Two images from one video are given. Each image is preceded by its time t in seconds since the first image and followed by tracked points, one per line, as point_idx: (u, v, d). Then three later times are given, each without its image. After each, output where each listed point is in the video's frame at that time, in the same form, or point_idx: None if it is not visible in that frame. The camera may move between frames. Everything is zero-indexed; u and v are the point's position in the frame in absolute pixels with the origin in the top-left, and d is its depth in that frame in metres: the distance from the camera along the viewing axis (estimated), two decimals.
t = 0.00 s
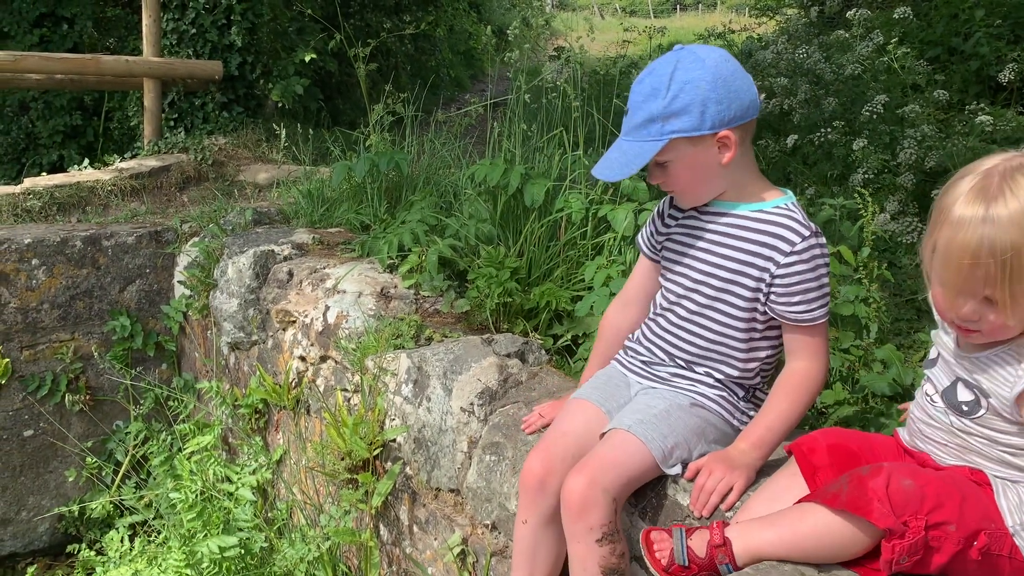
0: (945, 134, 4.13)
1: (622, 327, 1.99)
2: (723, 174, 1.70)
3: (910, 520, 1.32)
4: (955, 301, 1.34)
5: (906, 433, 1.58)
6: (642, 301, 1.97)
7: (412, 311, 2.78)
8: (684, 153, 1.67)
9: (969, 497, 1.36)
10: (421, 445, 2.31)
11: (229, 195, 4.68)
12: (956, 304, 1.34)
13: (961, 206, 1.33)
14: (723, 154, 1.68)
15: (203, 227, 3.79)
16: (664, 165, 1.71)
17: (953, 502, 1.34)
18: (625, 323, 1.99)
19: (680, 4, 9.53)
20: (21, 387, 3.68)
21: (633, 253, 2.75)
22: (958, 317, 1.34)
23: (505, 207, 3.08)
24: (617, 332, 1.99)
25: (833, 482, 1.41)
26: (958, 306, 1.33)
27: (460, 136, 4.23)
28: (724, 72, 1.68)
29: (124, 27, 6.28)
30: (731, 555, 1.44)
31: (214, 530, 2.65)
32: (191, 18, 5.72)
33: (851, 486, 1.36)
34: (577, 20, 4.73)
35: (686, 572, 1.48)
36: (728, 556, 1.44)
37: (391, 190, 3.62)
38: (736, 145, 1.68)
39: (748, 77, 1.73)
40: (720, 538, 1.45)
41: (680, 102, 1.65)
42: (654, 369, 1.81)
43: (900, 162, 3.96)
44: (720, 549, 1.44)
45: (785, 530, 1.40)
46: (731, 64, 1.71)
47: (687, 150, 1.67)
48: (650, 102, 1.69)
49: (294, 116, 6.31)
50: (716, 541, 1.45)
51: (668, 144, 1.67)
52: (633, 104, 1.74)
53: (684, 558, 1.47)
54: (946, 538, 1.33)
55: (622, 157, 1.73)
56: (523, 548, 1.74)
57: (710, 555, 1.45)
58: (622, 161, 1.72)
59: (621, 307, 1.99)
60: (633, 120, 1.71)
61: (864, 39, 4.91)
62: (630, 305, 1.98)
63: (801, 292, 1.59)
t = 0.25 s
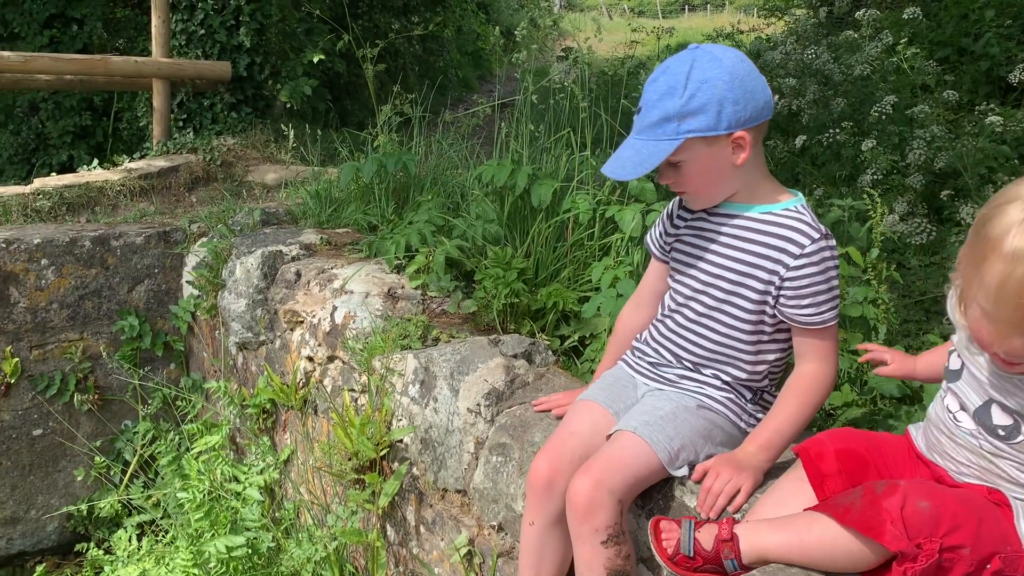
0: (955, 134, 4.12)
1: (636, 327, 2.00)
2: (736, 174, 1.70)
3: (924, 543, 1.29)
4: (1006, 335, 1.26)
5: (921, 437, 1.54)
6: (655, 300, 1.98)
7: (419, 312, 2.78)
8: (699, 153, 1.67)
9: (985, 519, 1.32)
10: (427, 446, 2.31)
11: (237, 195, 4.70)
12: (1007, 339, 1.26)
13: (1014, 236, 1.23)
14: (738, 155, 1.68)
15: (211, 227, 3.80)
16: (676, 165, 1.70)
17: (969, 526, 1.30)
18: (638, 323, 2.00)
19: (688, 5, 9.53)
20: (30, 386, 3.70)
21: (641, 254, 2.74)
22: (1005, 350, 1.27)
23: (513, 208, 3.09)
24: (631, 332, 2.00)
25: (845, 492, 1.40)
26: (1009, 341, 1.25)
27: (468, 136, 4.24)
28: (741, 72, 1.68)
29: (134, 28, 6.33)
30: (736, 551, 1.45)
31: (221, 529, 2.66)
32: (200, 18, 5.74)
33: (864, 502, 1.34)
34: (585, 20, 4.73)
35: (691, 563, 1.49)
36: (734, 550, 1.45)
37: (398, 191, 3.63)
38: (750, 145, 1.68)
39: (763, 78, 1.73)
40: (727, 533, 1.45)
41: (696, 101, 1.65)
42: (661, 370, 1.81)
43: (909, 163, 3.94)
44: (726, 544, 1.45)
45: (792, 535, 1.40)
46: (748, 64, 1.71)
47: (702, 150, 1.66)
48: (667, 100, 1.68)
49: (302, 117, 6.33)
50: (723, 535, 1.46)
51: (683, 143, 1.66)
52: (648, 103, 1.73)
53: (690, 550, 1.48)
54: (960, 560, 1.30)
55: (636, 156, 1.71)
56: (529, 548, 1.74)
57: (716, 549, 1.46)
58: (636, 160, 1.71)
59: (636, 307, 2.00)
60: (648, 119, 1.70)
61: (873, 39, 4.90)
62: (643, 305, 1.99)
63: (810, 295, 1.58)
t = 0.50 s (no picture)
0: (966, 135, 4.09)
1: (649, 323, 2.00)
2: (748, 169, 1.69)
3: (944, 565, 1.28)
4: None
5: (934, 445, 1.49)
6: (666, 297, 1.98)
7: (427, 313, 2.78)
8: (714, 144, 1.65)
9: (1008, 537, 1.30)
10: (435, 447, 2.30)
11: (246, 195, 4.70)
12: None
13: None
14: (751, 148, 1.67)
15: (220, 227, 3.80)
16: (688, 158, 1.68)
17: (989, 547, 1.29)
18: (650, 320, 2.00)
19: (697, 5, 9.52)
20: (39, 386, 3.70)
21: (650, 255, 2.73)
22: None
23: (521, 208, 3.08)
24: (643, 328, 2.00)
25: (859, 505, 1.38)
26: None
27: (477, 137, 4.24)
28: (758, 65, 1.67)
29: (143, 29, 6.37)
30: (748, 556, 1.44)
31: (229, 529, 2.66)
32: (209, 19, 5.74)
33: (882, 520, 1.32)
34: (594, 20, 4.71)
35: (700, 566, 1.49)
36: (746, 554, 1.44)
37: (407, 191, 3.63)
38: (765, 140, 1.67)
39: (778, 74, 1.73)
40: (739, 541, 1.44)
41: (715, 91, 1.64)
42: (670, 373, 1.80)
43: (920, 164, 3.91)
44: (738, 549, 1.44)
45: (806, 545, 1.38)
46: (764, 59, 1.71)
47: (717, 142, 1.65)
48: (685, 90, 1.66)
49: (311, 117, 6.34)
50: (734, 543, 1.45)
51: (700, 133, 1.64)
52: (663, 93, 1.72)
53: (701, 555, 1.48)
54: None
55: (650, 146, 1.70)
56: (534, 552, 1.73)
57: (727, 555, 1.45)
58: (650, 150, 1.69)
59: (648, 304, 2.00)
60: (665, 109, 1.69)
61: (883, 39, 4.87)
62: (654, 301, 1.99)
63: (823, 290, 1.58)
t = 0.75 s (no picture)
0: (973, 133, 4.07)
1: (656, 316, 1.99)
2: (757, 159, 1.69)
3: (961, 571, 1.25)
4: None
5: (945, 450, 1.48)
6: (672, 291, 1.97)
7: (432, 312, 2.77)
8: (731, 131, 1.65)
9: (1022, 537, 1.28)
10: (441, 446, 2.30)
11: (251, 194, 4.71)
12: None
13: None
14: (763, 139, 1.68)
15: (225, 226, 3.81)
16: (702, 144, 1.66)
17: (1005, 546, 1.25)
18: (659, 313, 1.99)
19: (702, 4, 9.51)
20: (45, 385, 3.71)
21: (655, 254, 2.72)
22: None
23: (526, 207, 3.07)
24: (648, 324, 2.00)
25: (870, 509, 1.36)
26: None
27: (482, 136, 4.24)
28: (775, 56, 1.70)
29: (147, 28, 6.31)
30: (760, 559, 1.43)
31: (234, 528, 2.66)
32: (214, 18, 5.73)
33: (896, 525, 1.29)
34: (599, 19, 4.71)
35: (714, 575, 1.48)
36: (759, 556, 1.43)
37: (412, 190, 3.63)
38: (776, 133, 1.68)
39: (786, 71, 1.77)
40: (751, 548, 1.43)
41: (739, 76, 1.64)
42: (674, 372, 1.80)
43: (927, 163, 3.90)
44: (750, 554, 1.43)
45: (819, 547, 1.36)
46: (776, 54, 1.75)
47: (734, 128, 1.65)
48: (709, 74, 1.66)
49: (316, 116, 6.35)
50: (746, 550, 1.44)
51: (722, 118, 1.63)
52: (684, 77, 1.71)
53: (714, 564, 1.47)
54: None
55: (669, 129, 1.66)
56: (541, 553, 1.72)
57: (739, 561, 1.44)
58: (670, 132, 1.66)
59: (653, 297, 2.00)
60: (687, 92, 1.67)
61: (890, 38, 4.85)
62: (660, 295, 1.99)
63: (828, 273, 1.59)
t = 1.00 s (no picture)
0: (975, 129, 4.07)
1: (653, 319, 1.98)
2: (762, 151, 1.70)
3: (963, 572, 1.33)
4: None
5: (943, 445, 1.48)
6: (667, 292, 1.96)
7: (434, 308, 2.77)
8: (743, 123, 1.65)
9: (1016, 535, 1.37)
10: (442, 442, 2.30)
11: (252, 191, 4.70)
12: None
13: None
14: (770, 132, 1.69)
15: (226, 222, 3.81)
16: (714, 136, 1.65)
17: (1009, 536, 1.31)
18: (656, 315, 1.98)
19: None
20: (47, 381, 3.71)
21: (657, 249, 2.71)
22: None
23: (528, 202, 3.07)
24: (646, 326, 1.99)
25: (879, 509, 1.41)
26: None
27: (483, 132, 4.23)
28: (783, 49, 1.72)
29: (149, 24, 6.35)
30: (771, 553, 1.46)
31: (236, 524, 2.66)
32: (215, 14, 5.71)
33: (907, 531, 1.35)
34: (601, 14, 4.70)
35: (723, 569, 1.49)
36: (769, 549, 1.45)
37: (413, 186, 3.62)
38: (782, 127, 1.70)
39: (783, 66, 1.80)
40: (763, 546, 1.45)
41: (756, 68, 1.65)
42: (677, 367, 1.79)
43: (929, 158, 3.89)
44: (762, 551, 1.46)
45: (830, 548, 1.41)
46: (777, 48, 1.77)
47: (748, 120, 1.65)
48: (727, 64, 1.65)
49: (317, 112, 6.35)
50: (757, 547, 1.46)
51: (740, 108, 1.63)
52: (698, 67, 1.70)
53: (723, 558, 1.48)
54: None
55: (687, 119, 1.65)
56: (540, 545, 1.72)
57: (749, 556, 1.47)
58: (689, 122, 1.64)
59: (647, 301, 1.99)
60: (704, 81, 1.66)
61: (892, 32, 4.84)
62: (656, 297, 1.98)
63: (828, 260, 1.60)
